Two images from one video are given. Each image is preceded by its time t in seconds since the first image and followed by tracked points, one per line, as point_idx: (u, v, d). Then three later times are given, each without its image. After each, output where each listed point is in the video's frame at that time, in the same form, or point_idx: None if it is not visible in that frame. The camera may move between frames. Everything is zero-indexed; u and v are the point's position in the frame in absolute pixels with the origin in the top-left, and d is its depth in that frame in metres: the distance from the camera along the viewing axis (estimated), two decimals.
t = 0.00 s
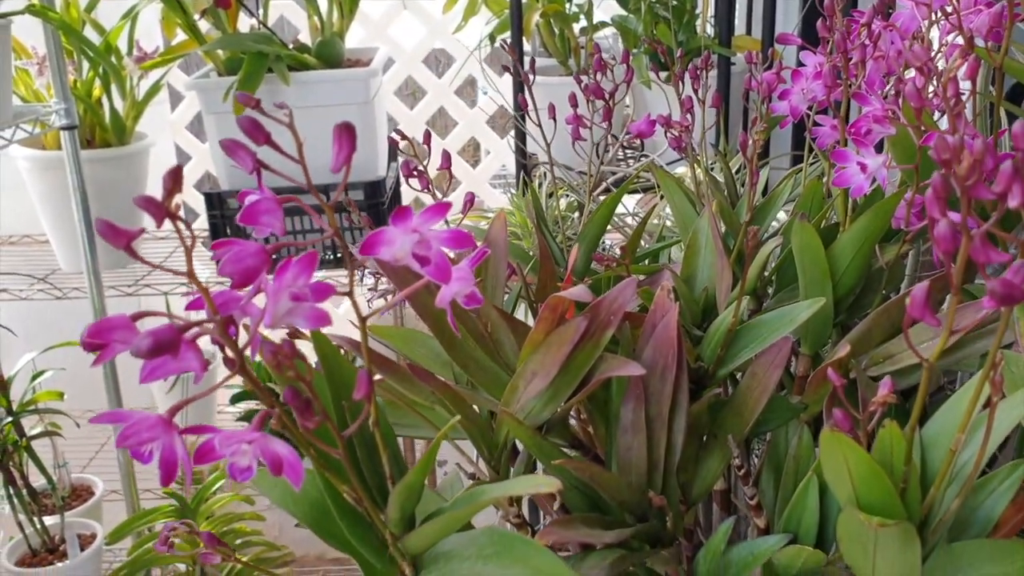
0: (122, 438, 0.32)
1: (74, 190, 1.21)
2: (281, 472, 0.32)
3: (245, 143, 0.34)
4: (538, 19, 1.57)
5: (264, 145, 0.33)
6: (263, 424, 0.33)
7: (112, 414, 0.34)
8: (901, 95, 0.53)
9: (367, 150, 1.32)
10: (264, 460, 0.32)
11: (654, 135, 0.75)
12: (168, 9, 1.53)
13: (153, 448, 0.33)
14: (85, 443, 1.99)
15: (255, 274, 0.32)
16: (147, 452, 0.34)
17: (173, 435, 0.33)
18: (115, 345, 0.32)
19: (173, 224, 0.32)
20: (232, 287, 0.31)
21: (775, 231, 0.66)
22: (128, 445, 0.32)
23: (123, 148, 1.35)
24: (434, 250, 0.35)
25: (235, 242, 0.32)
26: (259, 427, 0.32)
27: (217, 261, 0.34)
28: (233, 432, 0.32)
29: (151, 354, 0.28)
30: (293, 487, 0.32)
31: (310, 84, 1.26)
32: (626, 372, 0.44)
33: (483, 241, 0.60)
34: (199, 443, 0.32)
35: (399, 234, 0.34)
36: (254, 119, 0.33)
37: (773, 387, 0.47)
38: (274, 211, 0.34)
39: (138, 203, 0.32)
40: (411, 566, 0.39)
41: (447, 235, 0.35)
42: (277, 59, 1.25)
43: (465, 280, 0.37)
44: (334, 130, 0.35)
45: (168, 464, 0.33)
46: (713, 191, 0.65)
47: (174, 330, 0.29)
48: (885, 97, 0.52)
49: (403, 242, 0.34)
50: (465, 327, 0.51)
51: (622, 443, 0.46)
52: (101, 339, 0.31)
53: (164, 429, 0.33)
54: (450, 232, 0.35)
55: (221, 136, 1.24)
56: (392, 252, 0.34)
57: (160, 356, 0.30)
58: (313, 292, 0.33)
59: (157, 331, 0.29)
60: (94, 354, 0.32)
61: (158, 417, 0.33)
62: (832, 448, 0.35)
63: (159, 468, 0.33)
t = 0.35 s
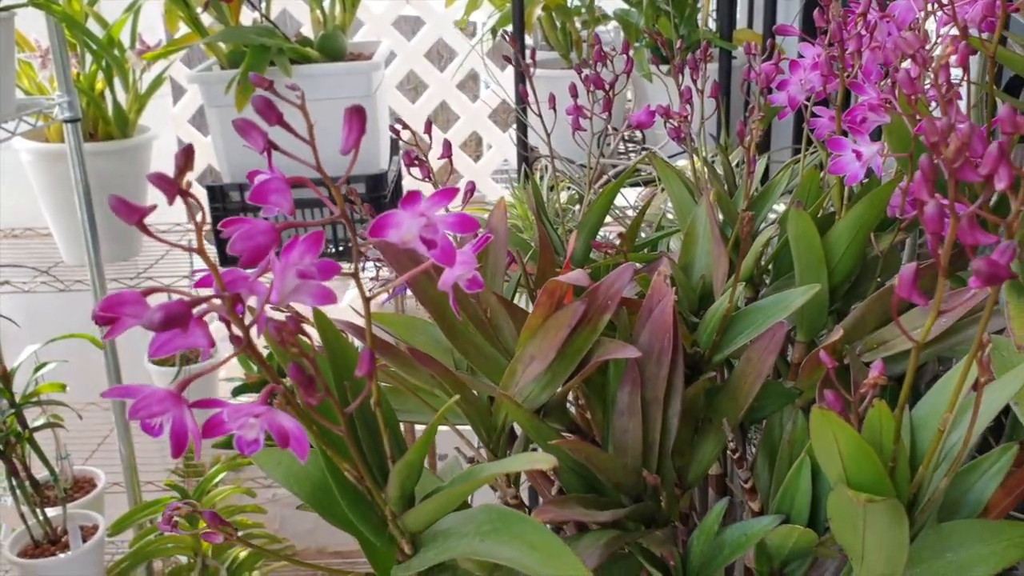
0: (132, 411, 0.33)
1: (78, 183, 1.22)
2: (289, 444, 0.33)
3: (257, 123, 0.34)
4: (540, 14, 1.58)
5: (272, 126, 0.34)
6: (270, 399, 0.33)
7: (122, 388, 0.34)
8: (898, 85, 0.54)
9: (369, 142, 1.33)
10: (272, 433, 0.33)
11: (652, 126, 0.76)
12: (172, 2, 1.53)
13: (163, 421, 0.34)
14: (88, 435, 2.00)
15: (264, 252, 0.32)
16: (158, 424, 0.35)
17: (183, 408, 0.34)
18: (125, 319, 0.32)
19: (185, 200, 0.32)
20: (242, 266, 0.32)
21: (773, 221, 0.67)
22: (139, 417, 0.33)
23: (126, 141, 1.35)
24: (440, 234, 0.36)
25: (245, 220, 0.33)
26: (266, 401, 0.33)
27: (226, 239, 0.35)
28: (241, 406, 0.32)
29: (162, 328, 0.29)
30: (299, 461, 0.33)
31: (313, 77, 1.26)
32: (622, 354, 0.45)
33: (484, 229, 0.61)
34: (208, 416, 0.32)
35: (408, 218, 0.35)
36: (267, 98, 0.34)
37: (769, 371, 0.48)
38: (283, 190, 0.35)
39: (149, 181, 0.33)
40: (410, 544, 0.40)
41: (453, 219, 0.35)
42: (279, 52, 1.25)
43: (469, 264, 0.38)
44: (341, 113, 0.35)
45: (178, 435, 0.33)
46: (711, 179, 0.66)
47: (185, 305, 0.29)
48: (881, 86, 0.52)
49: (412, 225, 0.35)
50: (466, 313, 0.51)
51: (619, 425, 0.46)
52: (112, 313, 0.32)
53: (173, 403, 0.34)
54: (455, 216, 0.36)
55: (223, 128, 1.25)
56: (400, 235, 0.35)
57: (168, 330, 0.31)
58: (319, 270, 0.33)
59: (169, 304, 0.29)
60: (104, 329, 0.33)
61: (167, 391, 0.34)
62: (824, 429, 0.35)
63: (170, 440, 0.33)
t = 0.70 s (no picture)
0: (99, 412, 0.35)
1: (71, 187, 1.23)
2: (249, 447, 0.35)
3: (222, 136, 0.35)
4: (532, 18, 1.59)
5: (236, 140, 0.35)
6: (234, 405, 0.35)
7: (89, 391, 0.36)
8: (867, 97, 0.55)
9: (360, 147, 1.34)
10: (234, 436, 0.34)
11: (632, 134, 0.77)
12: (166, 6, 1.54)
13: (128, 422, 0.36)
14: (82, 436, 2.01)
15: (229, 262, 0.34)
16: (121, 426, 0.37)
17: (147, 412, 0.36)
18: (94, 325, 0.33)
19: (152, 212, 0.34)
20: (206, 274, 0.33)
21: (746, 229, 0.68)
22: (105, 419, 0.35)
23: (119, 145, 1.36)
24: (398, 239, 0.37)
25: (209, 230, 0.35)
26: (228, 406, 0.34)
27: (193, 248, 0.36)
28: (205, 410, 0.34)
29: (128, 333, 0.31)
30: (260, 462, 0.35)
31: (305, 82, 1.27)
32: (587, 361, 0.46)
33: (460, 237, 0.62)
34: (173, 418, 0.34)
35: (364, 223, 0.36)
36: (229, 114, 0.35)
37: (733, 378, 0.49)
38: (247, 203, 0.36)
39: (118, 193, 0.34)
40: (379, 545, 0.41)
41: (409, 224, 0.37)
42: (274, 57, 1.26)
43: (429, 269, 0.39)
44: (306, 126, 0.36)
45: (140, 437, 0.35)
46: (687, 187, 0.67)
47: (150, 311, 0.31)
48: (847, 97, 0.53)
49: (367, 230, 0.36)
50: (440, 319, 0.53)
51: (586, 430, 0.47)
52: (81, 321, 0.33)
53: (139, 406, 0.36)
54: (412, 221, 0.37)
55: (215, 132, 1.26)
56: (358, 240, 0.36)
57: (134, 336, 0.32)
58: (282, 279, 0.35)
59: (134, 311, 0.31)
60: (75, 335, 0.34)
61: (134, 394, 0.36)
62: (776, 435, 0.36)
63: (135, 441, 0.35)
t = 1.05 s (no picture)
0: (81, 400, 0.36)
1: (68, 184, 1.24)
2: (231, 434, 0.36)
3: (204, 127, 0.36)
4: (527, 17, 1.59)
5: (217, 132, 0.36)
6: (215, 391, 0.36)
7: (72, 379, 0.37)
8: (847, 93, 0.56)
9: (355, 144, 1.34)
10: (214, 424, 0.35)
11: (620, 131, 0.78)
12: (165, 5, 1.55)
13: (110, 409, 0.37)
14: (82, 433, 2.02)
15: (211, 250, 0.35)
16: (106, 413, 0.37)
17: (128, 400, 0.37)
18: (76, 316, 0.34)
19: (132, 201, 0.35)
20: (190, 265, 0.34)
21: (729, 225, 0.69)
22: (87, 407, 0.35)
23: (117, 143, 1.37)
24: (380, 231, 0.38)
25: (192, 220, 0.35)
26: (209, 395, 0.35)
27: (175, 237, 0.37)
28: (187, 399, 0.35)
29: (107, 325, 0.32)
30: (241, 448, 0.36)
31: (302, 80, 1.28)
32: (566, 350, 0.47)
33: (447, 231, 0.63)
34: (155, 411, 0.35)
35: (348, 216, 0.37)
36: (213, 104, 0.36)
37: (709, 369, 0.50)
38: (231, 192, 0.37)
39: (99, 183, 0.35)
40: (359, 530, 0.42)
41: (392, 218, 0.38)
42: (270, 55, 1.26)
43: (410, 260, 0.40)
44: (286, 118, 0.37)
45: (123, 425, 0.36)
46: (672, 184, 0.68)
47: (129, 304, 0.32)
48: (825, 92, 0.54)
49: (351, 223, 0.37)
50: (424, 310, 0.54)
51: (566, 418, 0.48)
52: (63, 311, 0.34)
53: (120, 395, 0.36)
54: (393, 213, 0.38)
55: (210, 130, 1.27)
56: (342, 233, 0.37)
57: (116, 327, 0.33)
58: (261, 269, 0.35)
59: (113, 303, 0.32)
60: (57, 326, 0.35)
61: (115, 382, 0.36)
62: (743, 421, 0.37)
63: (116, 429, 0.36)
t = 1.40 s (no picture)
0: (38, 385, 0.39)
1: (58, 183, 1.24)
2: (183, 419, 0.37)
3: (165, 122, 0.37)
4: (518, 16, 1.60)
5: (178, 125, 0.37)
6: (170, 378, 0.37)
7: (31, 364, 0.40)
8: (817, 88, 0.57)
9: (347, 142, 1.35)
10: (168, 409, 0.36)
11: (601, 129, 0.78)
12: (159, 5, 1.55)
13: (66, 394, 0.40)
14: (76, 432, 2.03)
15: (170, 242, 0.36)
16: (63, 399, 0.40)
17: (85, 385, 0.40)
18: (36, 304, 0.35)
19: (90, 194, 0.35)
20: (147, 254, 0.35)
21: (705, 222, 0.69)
22: (43, 391, 0.38)
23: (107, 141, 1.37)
24: (337, 225, 0.38)
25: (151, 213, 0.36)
26: (162, 379, 0.37)
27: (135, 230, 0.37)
28: (141, 384, 0.36)
29: (62, 309, 0.32)
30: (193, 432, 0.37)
31: (294, 79, 1.28)
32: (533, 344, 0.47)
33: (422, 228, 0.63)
34: (110, 393, 0.36)
35: (303, 207, 0.37)
36: (171, 99, 0.36)
37: (676, 362, 0.50)
38: (192, 185, 0.37)
39: (57, 176, 0.35)
40: (325, 521, 0.42)
41: (348, 210, 0.38)
42: (263, 54, 1.27)
43: (370, 253, 0.40)
44: (245, 112, 0.38)
45: (77, 408, 0.39)
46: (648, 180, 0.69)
47: (85, 290, 0.32)
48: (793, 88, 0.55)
49: (306, 214, 0.37)
50: (396, 304, 0.54)
51: (535, 411, 0.49)
52: (23, 298, 0.34)
53: (77, 378, 0.39)
54: (351, 206, 0.39)
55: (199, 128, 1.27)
56: (297, 225, 0.37)
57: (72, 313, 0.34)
58: (216, 259, 0.36)
59: (69, 288, 0.32)
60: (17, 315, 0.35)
61: (71, 367, 0.39)
62: (699, 408, 0.38)
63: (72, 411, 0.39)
